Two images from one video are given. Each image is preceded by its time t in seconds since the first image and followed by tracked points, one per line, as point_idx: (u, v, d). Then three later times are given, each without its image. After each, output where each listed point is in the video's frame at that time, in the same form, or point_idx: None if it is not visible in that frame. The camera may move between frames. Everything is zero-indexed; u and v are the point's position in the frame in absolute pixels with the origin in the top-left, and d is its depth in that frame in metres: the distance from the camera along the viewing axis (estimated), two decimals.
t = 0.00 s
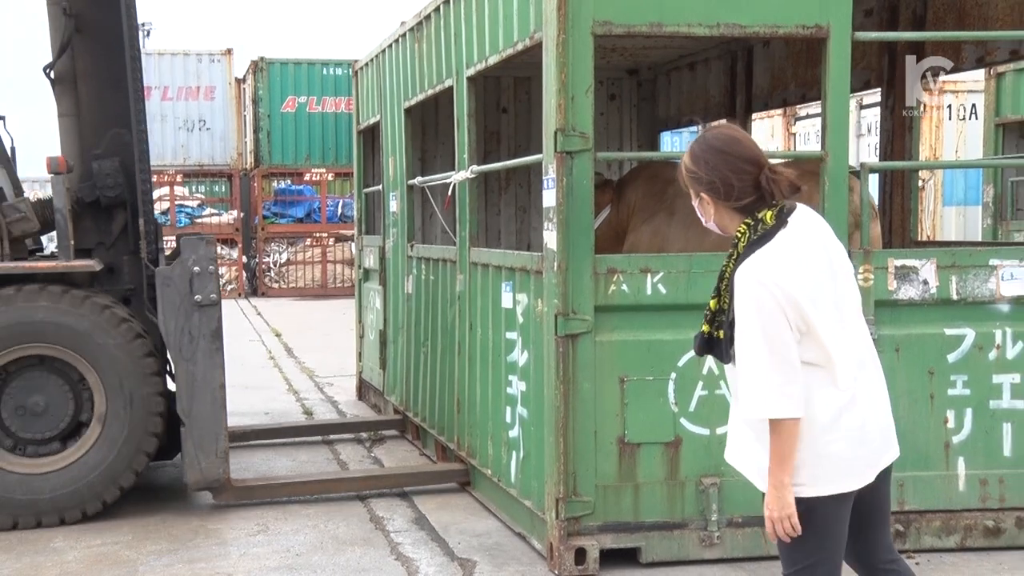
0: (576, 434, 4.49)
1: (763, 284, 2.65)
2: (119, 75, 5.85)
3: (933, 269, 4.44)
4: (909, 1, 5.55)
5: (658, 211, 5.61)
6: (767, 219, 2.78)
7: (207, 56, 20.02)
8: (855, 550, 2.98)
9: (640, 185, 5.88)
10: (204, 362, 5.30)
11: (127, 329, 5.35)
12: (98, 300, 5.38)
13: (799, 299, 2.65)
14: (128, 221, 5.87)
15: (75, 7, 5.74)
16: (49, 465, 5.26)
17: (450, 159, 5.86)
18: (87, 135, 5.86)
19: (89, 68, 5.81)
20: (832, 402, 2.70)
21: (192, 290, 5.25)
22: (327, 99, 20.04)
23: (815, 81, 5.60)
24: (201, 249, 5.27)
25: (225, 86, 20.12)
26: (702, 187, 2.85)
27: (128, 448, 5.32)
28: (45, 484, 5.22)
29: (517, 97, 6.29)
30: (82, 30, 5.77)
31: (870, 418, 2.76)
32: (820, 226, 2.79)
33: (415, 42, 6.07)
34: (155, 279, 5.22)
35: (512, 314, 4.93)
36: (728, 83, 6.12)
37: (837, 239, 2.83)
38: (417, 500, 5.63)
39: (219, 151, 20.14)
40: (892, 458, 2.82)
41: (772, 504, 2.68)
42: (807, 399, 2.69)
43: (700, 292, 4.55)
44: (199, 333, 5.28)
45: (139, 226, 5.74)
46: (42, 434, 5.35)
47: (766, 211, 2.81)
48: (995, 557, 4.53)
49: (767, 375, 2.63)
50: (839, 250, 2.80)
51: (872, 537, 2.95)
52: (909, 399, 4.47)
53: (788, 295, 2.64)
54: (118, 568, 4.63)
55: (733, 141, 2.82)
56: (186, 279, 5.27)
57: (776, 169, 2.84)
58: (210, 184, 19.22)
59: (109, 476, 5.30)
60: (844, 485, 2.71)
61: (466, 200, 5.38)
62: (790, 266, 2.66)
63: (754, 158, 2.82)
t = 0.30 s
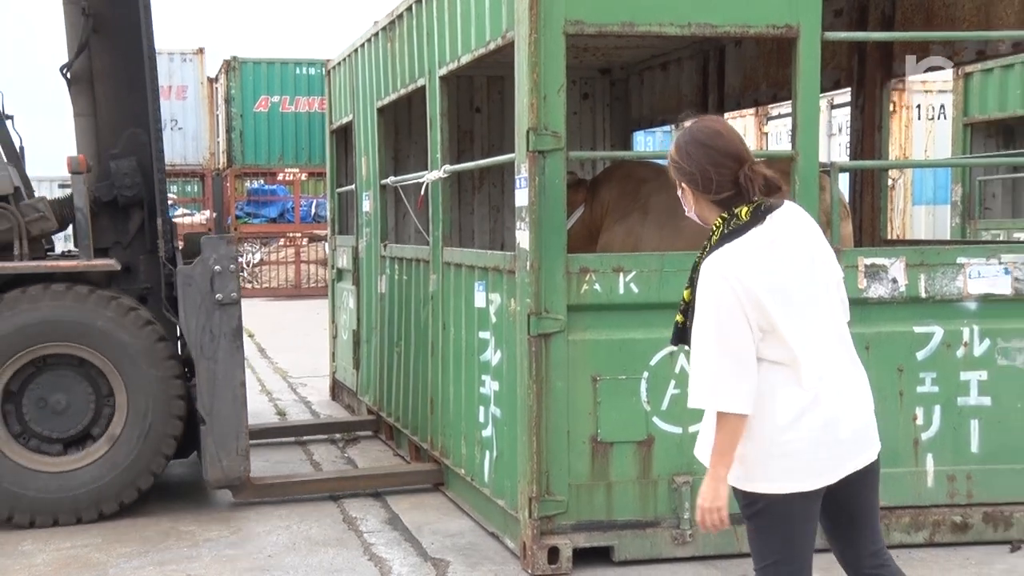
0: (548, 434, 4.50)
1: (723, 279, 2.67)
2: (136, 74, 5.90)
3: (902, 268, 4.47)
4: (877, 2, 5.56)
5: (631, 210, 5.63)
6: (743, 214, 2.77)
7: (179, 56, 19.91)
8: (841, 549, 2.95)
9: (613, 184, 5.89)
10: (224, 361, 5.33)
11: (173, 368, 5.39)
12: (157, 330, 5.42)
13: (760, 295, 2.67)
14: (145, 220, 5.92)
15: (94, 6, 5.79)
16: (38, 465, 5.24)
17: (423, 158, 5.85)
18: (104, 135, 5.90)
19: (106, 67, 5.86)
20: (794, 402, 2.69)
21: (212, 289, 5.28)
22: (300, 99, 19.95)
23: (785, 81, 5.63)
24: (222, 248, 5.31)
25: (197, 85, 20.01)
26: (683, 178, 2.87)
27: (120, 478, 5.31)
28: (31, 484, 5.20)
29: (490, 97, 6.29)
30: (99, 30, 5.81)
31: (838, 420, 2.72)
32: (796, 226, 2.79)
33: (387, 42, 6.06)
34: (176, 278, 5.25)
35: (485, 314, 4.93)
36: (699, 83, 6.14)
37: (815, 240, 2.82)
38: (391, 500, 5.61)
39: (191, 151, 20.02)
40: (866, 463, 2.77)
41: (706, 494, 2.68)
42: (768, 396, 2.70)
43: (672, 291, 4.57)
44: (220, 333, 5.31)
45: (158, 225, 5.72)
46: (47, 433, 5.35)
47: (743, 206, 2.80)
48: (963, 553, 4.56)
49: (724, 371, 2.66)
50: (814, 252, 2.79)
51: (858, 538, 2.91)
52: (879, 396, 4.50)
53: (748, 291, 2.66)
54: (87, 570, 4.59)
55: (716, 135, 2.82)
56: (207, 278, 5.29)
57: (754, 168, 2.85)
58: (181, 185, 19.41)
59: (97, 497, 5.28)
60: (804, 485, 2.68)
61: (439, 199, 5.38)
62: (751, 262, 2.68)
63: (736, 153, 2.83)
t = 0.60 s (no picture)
0: (513, 434, 4.50)
1: (715, 273, 2.69)
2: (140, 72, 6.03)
3: (864, 267, 4.50)
4: (840, 3, 5.65)
5: (599, 210, 5.65)
6: (752, 212, 2.77)
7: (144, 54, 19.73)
8: (826, 550, 2.89)
9: (580, 184, 5.91)
10: (234, 357, 5.35)
11: (188, 407, 5.42)
12: (185, 371, 5.47)
13: (750, 292, 2.68)
14: (150, 218, 6.07)
15: (99, 6, 5.92)
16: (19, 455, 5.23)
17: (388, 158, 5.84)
18: (109, 133, 6.03)
19: (111, 65, 6.00)
20: (779, 403, 2.69)
21: (221, 286, 5.31)
22: (267, 98, 19.81)
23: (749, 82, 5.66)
24: (232, 246, 5.33)
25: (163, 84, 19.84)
26: (705, 166, 2.85)
27: (93, 495, 5.28)
28: (11, 471, 5.19)
29: (457, 97, 6.29)
30: (106, 30, 5.97)
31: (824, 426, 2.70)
32: (802, 227, 2.77)
33: (353, 41, 6.04)
34: (186, 276, 5.26)
35: (450, 314, 4.93)
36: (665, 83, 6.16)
37: (822, 244, 2.79)
38: (356, 500, 5.59)
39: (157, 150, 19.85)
40: (852, 472, 2.73)
41: (676, 478, 2.73)
42: (753, 393, 2.71)
43: (638, 291, 4.58)
44: (229, 330, 5.33)
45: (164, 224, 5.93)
46: (42, 425, 5.35)
47: (757, 203, 2.79)
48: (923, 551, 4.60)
49: (708, 364, 2.67)
50: (817, 255, 2.77)
51: (844, 547, 2.85)
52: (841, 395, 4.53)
53: (738, 287, 2.67)
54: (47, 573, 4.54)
55: (746, 129, 2.79)
56: (217, 276, 5.31)
57: (777, 166, 2.82)
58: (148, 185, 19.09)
59: (82, 502, 5.27)
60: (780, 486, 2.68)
61: (405, 199, 5.37)
62: (744, 259, 2.69)
63: (758, 150, 2.79)
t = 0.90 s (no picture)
0: (484, 434, 4.50)
1: (749, 272, 2.69)
2: (147, 73, 6.05)
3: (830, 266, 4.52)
4: (807, 4, 5.69)
5: (569, 210, 5.66)
6: (791, 212, 2.76)
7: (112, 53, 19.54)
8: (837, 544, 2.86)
9: (550, 184, 5.91)
10: (244, 357, 5.39)
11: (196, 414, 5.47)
12: (198, 408, 5.50)
13: (783, 294, 2.68)
14: (156, 218, 6.07)
15: (107, 6, 5.93)
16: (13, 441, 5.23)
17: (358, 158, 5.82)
18: (114, 134, 6.07)
19: (118, 66, 6.01)
20: (804, 404, 2.68)
21: (230, 286, 5.35)
22: (236, 98, 19.59)
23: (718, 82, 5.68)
24: (240, 246, 5.35)
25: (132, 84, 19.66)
26: (751, 164, 2.82)
27: (72, 501, 5.27)
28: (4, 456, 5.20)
29: (427, 97, 6.27)
30: (112, 30, 5.97)
31: (850, 431, 2.69)
32: (840, 231, 2.76)
33: (322, 41, 6.02)
34: (195, 276, 5.30)
35: (420, 314, 4.92)
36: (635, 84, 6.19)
37: (859, 249, 2.78)
38: (328, 502, 5.57)
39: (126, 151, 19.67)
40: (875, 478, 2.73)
41: (720, 472, 2.77)
42: (781, 393, 2.70)
43: (607, 290, 4.59)
44: (239, 330, 5.37)
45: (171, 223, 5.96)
46: (47, 417, 5.36)
47: (797, 204, 2.78)
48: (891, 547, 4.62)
49: (736, 362, 2.69)
50: (853, 260, 2.76)
51: (855, 553, 2.82)
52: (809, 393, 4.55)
53: (772, 288, 2.67)
54: None
55: (796, 128, 2.77)
56: (226, 276, 5.35)
57: (824, 167, 2.79)
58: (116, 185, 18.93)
59: (70, 505, 5.27)
60: (802, 487, 2.68)
61: (374, 199, 5.37)
62: (777, 260, 2.68)
63: (808, 150, 2.77)
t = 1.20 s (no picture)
0: (456, 438, 4.50)
1: (750, 268, 2.65)
2: (154, 75, 6.15)
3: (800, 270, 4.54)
4: (778, 8, 5.71)
5: (543, 212, 5.67)
6: (796, 210, 2.72)
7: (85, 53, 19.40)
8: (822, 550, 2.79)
9: (524, 186, 5.92)
10: (252, 359, 5.50)
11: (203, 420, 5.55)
12: (197, 441, 5.57)
13: (783, 293, 2.64)
14: (163, 219, 6.15)
15: (115, 9, 6.05)
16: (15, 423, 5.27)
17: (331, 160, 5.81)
18: (121, 135, 6.16)
19: (125, 67, 6.12)
20: (798, 406, 2.65)
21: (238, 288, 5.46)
22: (211, 99, 19.69)
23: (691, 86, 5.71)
24: (249, 248, 5.48)
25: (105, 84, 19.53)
26: (755, 163, 2.80)
27: (50, 498, 5.29)
28: None
29: (401, 99, 6.27)
30: (120, 32, 6.09)
31: (843, 435, 2.65)
32: (844, 233, 2.72)
33: (295, 42, 6.01)
34: (204, 277, 5.42)
35: (393, 317, 4.91)
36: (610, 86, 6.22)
37: (863, 252, 2.74)
38: (301, 505, 5.55)
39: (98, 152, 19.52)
40: (867, 485, 2.69)
41: (704, 470, 2.72)
42: (776, 394, 2.67)
43: (580, 294, 4.60)
44: (246, 332, 5.47)
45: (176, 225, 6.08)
46: (53, 410, 5.42)
47: (802, 202, 2.73)
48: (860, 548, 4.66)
49: (734, 359, 2.66)
50: (856, 263, 2.72)
51: (835, 555, 2.75)
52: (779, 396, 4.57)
53: (772, 286, 2.64)
54: None
55: (802, 127, 2.75)
56: (235, 277, 5.47)
57: (829, 165, 2.76)
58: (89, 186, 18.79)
59: (53, 502, 5.30)
60: (791, 488, 2.65)
61: (348, 201, 5.37)
62: (780, 259, 2.65)
63: (812, 147, 2.73)
